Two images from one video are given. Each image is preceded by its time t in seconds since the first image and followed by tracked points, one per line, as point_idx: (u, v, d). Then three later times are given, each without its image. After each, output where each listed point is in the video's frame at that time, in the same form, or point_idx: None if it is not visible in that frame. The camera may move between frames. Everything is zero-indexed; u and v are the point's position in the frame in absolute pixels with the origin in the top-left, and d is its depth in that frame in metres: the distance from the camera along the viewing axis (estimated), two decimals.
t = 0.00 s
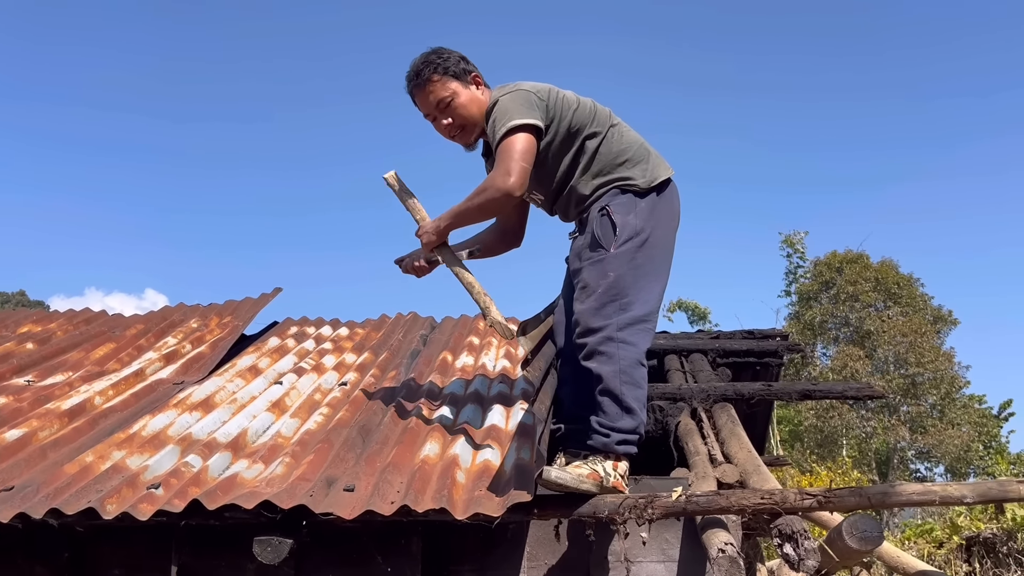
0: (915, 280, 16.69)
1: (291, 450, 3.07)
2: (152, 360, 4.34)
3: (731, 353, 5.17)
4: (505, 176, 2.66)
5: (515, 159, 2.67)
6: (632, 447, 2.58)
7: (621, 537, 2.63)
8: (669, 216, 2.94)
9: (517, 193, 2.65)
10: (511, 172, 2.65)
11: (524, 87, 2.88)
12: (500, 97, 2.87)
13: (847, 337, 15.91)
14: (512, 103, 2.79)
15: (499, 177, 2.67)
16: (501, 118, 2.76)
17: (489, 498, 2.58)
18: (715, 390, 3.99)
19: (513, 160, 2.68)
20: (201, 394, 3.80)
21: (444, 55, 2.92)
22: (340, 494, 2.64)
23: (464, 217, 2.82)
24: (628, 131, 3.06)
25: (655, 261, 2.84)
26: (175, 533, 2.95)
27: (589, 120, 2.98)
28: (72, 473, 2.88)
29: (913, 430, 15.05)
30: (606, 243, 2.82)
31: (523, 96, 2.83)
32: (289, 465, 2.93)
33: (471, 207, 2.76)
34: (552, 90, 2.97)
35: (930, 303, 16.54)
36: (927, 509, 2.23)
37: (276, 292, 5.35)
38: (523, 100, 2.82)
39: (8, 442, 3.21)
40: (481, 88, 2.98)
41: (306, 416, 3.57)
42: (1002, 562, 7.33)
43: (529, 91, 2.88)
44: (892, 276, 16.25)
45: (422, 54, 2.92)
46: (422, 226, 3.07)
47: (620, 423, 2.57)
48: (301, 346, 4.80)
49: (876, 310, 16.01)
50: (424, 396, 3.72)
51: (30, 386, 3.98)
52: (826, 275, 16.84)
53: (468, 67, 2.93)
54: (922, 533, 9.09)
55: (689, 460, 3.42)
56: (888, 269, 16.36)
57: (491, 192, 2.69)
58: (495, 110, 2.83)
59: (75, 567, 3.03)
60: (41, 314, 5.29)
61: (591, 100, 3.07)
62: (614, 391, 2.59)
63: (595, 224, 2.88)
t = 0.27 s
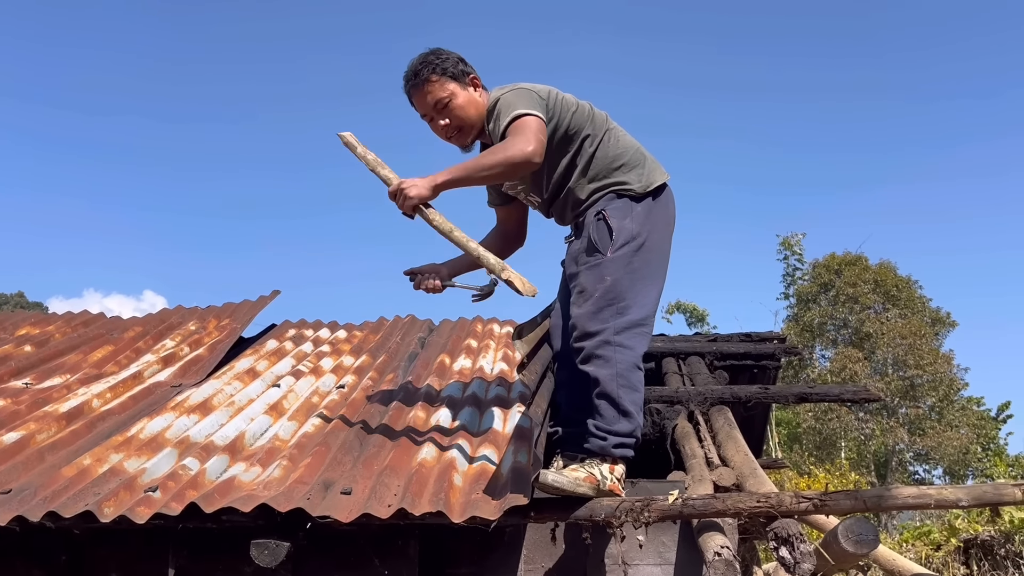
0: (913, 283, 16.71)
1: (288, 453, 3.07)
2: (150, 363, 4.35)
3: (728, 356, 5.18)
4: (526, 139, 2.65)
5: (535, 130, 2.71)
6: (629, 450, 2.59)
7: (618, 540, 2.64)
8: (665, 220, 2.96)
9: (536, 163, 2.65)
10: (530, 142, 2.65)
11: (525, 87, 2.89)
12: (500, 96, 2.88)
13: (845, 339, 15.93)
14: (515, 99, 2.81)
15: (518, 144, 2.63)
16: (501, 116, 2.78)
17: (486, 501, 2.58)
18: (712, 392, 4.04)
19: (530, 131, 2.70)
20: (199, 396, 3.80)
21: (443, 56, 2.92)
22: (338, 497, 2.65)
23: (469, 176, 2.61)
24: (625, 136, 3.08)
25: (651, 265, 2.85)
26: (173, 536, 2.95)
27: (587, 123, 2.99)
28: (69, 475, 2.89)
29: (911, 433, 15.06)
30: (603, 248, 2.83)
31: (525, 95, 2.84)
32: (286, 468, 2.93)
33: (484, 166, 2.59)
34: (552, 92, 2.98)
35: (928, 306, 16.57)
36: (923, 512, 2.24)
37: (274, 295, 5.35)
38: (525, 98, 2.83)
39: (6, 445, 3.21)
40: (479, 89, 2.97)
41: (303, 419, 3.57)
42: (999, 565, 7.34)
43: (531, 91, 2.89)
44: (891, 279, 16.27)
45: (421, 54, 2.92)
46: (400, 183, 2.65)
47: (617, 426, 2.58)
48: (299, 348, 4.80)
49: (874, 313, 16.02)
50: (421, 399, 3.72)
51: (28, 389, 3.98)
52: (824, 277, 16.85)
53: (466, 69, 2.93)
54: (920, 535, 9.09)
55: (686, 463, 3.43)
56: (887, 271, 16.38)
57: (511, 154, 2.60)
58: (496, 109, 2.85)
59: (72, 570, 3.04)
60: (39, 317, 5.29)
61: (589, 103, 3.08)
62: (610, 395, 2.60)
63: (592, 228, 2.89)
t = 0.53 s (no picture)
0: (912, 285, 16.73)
1: (288, 455, 3.08)
2: (150, 364, 4.35)
3: (727, 358, 5.19)
4: (529, 126, 2.69)
5: (534, 117, 2.75)
6: (628, 453, 2.60)
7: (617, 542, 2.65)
8: (663, 224, 2.97)
9: (539, 147, 2.67)
10: (529, 129, 2.69)
11: (527, 87, 2.90)
12: (500, 96, 2.90)
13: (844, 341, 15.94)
14: (518, 97, 2.83)
15: (517, 132, 2.66)
16: (501, 114, 2.80)
17: (486, 503, 2.59)
18: (711, 395, 4.06)
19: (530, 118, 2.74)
20: (199, 398, 3.81)
21: (437, 61, 2.91)
22: (338, 499, 2.66)
23: (478, 163, 2.57)
24: (624, 140, 3.09)
25: (650, 268, 2.86)
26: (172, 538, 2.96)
27: (586, 126, 3.00)
28: (70, 477, 2.90)
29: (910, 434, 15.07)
30: (602, 251, 2.84)
31: (526, 94, 2.86)
32: (287, 470, 2.94)
33: (490, 156, 2.59)
34: (553, 94, 2.98)
35: (927, 308, 16.59)
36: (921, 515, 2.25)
37: (274, 296, 5.36)
38: (528, 98, 2.84)
39: (6, 447, 3.22)
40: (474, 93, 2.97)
41: (303, 421, 3.58)
42: (998, 567, 7.35)
43: (532, 92, 2.90)
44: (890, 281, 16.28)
45: (415, 60, 2.91)
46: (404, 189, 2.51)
47: (616, 429, 2.59)
48: (300, 350, 4.81)
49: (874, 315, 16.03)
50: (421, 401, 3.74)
51: (29, 391, 3.98)
52: (823, 279, 16.86)
53: (460, 73, 2.93)
54: (919, 537, 9.10)
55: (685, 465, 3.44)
56: (886, 273, 16.39)
57: (513, 141, 2.62)
58: (496, 108, 2.88)
59: (73, 571, 3.05)
60: (39, 319, 5.30)
61: (588, 107, 3.09)
62: (610, 398, 2.61)
63: (591, 231, 2.90)
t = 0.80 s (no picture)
0: (912, 287, 16.74)
1: (288, 456, 3.09)
2: (150, 366, 4.36)
3: (727, 360, 5.19)
4: (531, 143, 2.67)
5: (532, 129, 2.72)
6: (627, 453, 2.61)
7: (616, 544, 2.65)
8: (661, 223, 2.98)
9: (548, 156, 2.67)
10: (534, 142, 2.68)
11: (521, 93, 2.90)
12: (494, 104, 2.89)
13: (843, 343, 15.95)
14: (512, 107, 2.82)
15: (524, 151, 2.66)
16: (497, 124, 2.79)
17: (485, 504, 2.60)
18: (710, 397, 4.08)
19: (529, 132, 2.71)
20: (200, 399, 3.82)
21: (437, 65, 2.94)
22: (338, 500, 2.66)
23: (505, 208, 2.66)
24: (619, 139, 3.10)
25: (648, 269, 2.87)
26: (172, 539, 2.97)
27: (581, 127, 3.01)
28: (70, 478, 2.90)
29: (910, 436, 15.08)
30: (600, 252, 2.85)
31: (520, 102, 2.85)
32: (287, 471, 2.95)
33: (508, 192, 2.64)
34: (546, 97, 2.99)
35: (926, 310, 16.61)
36: (919, 517, 2.26)
37: (274, 298, 5.37)
38: (521, 106, 2.83)
39: (7, 447, 3.22)
40: (473, 97, 2.99)
41: (303, 422, 3.59)
42: (996, 569, 7.36)
43: (526, 97, 2.90)
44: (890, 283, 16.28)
45: (416, 63, 2.95)
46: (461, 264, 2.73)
47: (615, 430, 2.60)
48: (299, 352, 4.82)
49: (873, 316, 16.04)
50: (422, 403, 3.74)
51: (29, 392, 3.99)
52: (823, 281, 16.88)
53: (460, 78, 2.95)
54: (918, 539, 9.10)
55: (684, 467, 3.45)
56: (886, 275, 16.41)
57: (523, 162, 2.63)
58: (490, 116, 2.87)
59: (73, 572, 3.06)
60: (39, 319, 5.30)
61: (582, 108, 3.10)
62: (608, 399, 2.61)
63: (588, 232, 2.91)
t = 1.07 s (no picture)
0: (911, 289, 16.76)
1: (288, 457, 3.09)
2: (150, 366, 4.37)
3: (726, 362, 5.21)
4: (552, 143, 2.66)
5: (546, 131, 2.71)
6: (626, 455, 2.62)
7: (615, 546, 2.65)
8: (659, 225, 2.99)
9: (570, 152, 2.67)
10: (556, 140, 2.68)
11: (522, 93, 2.90)
12: (495, 103, 2.89)
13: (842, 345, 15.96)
14: (517, 109, 2.82)
15: (548, 152, 2.65)
16: (508, 127, 2.77)
17: (484, 506, 2.60)
18: (709, 399, 4.09)
19: (544, 133, 2.70)
20: (199, 401, 3.82)
21: (441, 63, 2.97)
22: (337, 501, 2.67)
23: (541, 211, 2.64)
24: (618, 141, 3.11)
25: (646, 271, 2.88)
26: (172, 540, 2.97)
27: (580, 129, 3.02)
28: (70, 479, 2.91)
29: (909, 438, 15.10)
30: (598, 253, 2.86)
31: (522, 100, 2.86)
32: (286, 472, 2.95)
33: (543, 197, 2.63)
34: (547, 99, 3.00)
35: (926, 312, 16.63)
36: (917, 519, 2.27)
37: (274, 299, 5.38)
38: (527, 107, 2.83)
39: (7, 448, 3.23)
40: (476, 97, 3.01)
41: (303, 423, 3.59)
42: (995, 570, 7.38)
43: (529, 99, 2.89)
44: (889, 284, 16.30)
45: (420, 60, 2.98)
46: (512, 275, 2.67)
47: (614, 432, 2.61)
48: (299, 353, 4.82)
49: (872, 318, 16.05)
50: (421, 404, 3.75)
51: (29, 393, 3.99)
52: (823, 283, 16.89)
53: (464, 77, 2.97)
54: (917, 541, 9.10)
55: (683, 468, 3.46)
56: (885, 277, 16.43)
57: (550, 163, 2.63)
58: (492, 115, 2.87)
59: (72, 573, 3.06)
60: (39, 320, 5.31)
61: (582, 109, 3.11)
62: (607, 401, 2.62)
63: (587, 234, 2.92)
